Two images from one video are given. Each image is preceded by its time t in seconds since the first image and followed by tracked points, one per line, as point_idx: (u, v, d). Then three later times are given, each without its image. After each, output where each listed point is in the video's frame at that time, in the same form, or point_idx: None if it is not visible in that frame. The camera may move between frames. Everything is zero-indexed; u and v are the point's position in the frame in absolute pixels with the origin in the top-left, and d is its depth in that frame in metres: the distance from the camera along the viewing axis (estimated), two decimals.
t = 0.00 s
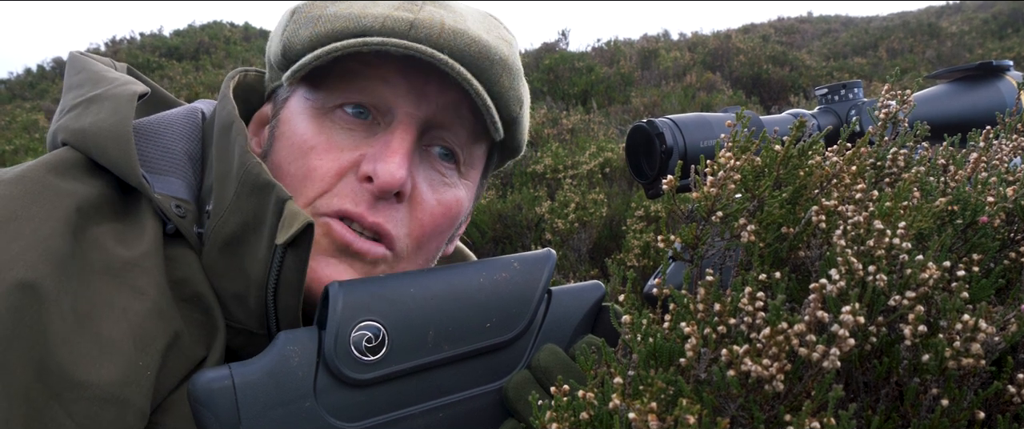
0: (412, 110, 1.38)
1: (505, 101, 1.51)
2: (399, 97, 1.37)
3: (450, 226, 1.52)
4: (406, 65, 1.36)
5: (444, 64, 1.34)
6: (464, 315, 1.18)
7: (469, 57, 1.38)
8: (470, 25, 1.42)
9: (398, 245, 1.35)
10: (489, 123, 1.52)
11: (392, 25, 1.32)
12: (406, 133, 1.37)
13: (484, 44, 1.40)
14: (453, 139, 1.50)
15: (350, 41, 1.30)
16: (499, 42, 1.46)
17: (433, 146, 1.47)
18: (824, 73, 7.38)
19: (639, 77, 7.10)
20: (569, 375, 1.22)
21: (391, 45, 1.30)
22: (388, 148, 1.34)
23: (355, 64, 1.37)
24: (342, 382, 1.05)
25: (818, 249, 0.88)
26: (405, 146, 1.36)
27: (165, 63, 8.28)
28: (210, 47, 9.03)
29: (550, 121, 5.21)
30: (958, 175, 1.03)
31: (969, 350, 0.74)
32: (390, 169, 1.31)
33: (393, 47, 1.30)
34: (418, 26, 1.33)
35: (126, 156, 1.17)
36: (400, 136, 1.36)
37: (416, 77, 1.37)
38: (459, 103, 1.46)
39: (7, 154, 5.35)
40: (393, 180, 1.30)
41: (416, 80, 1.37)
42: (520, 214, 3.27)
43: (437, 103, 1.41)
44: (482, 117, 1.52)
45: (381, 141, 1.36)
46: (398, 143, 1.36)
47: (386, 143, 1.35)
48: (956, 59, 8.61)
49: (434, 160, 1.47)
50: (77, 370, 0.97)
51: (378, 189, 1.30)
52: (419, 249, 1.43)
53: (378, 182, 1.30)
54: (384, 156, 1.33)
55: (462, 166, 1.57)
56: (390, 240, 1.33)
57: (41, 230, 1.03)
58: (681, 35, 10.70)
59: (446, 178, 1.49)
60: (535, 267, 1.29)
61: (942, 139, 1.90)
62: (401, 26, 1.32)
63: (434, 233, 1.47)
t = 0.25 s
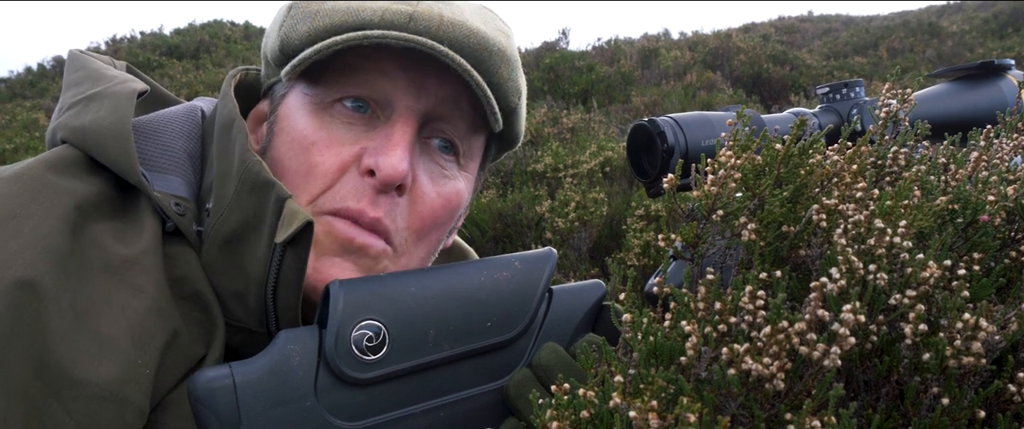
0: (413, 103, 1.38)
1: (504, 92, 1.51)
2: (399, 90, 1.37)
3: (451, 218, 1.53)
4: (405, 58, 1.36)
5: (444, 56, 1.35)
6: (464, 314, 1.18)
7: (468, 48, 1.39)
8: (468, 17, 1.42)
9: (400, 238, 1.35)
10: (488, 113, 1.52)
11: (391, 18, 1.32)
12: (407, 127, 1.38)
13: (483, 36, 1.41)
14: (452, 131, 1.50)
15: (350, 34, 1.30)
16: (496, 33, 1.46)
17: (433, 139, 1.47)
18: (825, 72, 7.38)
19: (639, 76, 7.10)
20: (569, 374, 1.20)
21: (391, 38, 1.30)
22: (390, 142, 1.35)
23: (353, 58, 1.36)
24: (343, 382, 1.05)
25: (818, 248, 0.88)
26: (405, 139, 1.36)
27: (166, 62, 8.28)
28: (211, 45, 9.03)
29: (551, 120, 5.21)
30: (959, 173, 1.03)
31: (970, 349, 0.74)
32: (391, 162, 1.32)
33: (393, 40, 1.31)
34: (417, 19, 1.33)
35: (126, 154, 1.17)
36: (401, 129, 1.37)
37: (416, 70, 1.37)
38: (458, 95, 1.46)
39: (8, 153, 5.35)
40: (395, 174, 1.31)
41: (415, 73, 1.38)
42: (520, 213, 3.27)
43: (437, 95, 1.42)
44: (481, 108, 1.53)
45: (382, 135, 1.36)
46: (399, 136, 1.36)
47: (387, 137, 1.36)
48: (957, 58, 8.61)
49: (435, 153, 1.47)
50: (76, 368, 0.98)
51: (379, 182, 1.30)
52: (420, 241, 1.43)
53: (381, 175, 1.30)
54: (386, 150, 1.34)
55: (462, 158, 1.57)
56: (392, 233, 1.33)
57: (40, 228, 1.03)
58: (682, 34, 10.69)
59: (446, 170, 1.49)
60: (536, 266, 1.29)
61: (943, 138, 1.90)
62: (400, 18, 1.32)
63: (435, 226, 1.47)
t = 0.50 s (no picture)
0: (425, 103, 1.37)
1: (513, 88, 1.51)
2: (410, 91, 1.36)
3: (461, 212, 1.54)
4: (421, 59, 1.33)
5: (466, 58, 1.34)
6: (465, 313, 1.18)
7: (482, 51, 1.36)
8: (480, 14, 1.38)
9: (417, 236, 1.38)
10: (498, 105, 1.52)
11: (407, 20, 1.27)
12: (423, 128, 1.37)
13: (496, 36, 1.38)
14: (463, 128, 1.49)
15: (365, 39, 1.27)
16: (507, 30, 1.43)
17: (444, 137, 1.47)
18: (825, 72, 7.37)
19: (640, 75, 7.10)
20: (570, 373, 1.21)
21: (414, 41, 1.28)
22: (406, 144, 1.35)
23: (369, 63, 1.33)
24: (344, 380, 1.06)
25: (820, 248, 0.88)
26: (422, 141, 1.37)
27: (166, 61, 8.28)
28: (211, 44, 9.03)
29: (551, 119, 5.21)
30: (961, 173, 1.03)
31: (972, 348, 0.74)
32: (412, 165, 1.34)
33: (416, 43, 1.28)
34: (434, 20, 1.29)
35: (129, 153, 1.17)
36: (417, 132, 1.37)
37: (430, 72, 1.35)
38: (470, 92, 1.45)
39: (9, 152, 5.35)
40: (415, 176, 1.33)
41: (427, 74, 1.35)
42: (521, 213, 3.27)
43: (450, 94, 1.41)
44: (491, 103, 1.52)
45: (398, 136, 1.36)
46: (415, 139, 1.36)
47: (403, 139, 1.36)
48: (958, 58, 8.60)
49: (445, 151, 1.47)
50: (80, 366, 0.98)
51: (398, 185, 1.32)
52: (434, 237, 1.45)
53: (403, 178, 1.33)
54: (404, 154, 1.34)
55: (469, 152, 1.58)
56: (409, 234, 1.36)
57: (42, 226, 1.03)
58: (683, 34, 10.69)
59: (456, 165, 1.50)
60: (537, 266, 1.29)
61: (944, 138, 1.90)
62: (416, 20, 1.28)
63: (447, 221, 1.48)
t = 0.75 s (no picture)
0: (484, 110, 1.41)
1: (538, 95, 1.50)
2: (476, 99, 1.37)
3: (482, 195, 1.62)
4: (529, 77, 1.40)
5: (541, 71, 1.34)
6: (466, 316, 1.18)
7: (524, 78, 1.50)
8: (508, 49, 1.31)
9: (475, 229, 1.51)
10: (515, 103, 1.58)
11: (494, 45, 1.29)
12: (491, 130, 1.41)
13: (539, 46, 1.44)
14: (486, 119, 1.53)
15: (452, 65, 1.25)
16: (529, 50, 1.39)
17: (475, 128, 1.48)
18: (826, 71, 7.37)
19: (641, 75, 7.10)
20: (571, 374, 1.20)
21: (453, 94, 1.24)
22: (486, 149, 1.39)
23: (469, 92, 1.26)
24: (345, 383, 1.06)
25: (820, 248, 0.88)
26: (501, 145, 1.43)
27: (167, 61, 8.28)
28: (212, 44, 9.03)
29: (552, 119, 5.21)
30: (961, 174, 1.03)
31: (972, 349, 0.74)
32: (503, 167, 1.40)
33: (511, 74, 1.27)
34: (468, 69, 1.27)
35: (134, 149, 1.17)
36: (485, 134, 1.40)
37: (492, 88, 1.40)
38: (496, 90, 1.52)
39: (10, 153, 5.36)
40: (502, 177, 1.40)
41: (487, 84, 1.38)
42: (521, 212, 3.27)
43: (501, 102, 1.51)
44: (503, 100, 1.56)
45: (475, 142, 1.37)
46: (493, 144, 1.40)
47: (478, 145, 1.38)
48: (959, 58, 8.60)
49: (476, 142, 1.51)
50: (82, 359, 0.98)
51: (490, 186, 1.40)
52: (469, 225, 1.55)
53: (493, 180, 1.39)
54: (487, 157, 1.38)
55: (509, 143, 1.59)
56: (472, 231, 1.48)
57: (46, 222, 1.04)
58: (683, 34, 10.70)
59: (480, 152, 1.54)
60: (539, 266, 1.29)
61: (944, 138, 1.90)
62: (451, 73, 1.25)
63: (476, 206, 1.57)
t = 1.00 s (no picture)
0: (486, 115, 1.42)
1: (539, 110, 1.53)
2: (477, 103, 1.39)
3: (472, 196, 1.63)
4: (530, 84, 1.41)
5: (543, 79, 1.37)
6: (464, 313, 1.18)
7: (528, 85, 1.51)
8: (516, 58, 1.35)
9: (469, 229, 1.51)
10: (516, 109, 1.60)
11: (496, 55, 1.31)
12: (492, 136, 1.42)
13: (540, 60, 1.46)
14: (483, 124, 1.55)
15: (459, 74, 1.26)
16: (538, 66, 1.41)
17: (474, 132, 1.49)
18: (826, 71, 7.37)
19: (640, 75, 7.10)
20: (570, 373, 1.20)
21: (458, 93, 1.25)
22: (487, 152, 1.39)
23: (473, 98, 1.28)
24: (341, 379, 1.06)
25: (819, 248, 0.88)
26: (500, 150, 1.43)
27: (166, 60, 8.28)
28: (212, 44, 9.02)
29: (552, 118, 5.21)
30: (960, 173, 1.03)
31: (971, 348, 0.74)
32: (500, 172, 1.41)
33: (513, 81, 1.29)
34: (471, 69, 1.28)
35: (135, 147, 1.17)
36: (488, 139, 1.40)
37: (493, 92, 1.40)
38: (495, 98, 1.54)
39: (9, 152, 5.35)
40: (501, 182, 1.41)
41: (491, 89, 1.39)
42: (521, 212, 3.27)
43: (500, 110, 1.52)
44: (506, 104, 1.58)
45: (477, 146, 1.38)
46: (493, 149, 1.41)
47: (480, 149, 1.39)
48: (958, 58, 8.60)
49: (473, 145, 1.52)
50: (83, 356, 0.98)
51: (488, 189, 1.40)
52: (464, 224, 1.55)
53: (492, 184, 1.40)
54: (488, 161, 1.39)
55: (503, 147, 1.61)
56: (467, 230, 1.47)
57: (47, 220, 1.03)
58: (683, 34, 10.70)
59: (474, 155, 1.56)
60: (536, 265, 1.28)
61: (943, 138, 1.90)
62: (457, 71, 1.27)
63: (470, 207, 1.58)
